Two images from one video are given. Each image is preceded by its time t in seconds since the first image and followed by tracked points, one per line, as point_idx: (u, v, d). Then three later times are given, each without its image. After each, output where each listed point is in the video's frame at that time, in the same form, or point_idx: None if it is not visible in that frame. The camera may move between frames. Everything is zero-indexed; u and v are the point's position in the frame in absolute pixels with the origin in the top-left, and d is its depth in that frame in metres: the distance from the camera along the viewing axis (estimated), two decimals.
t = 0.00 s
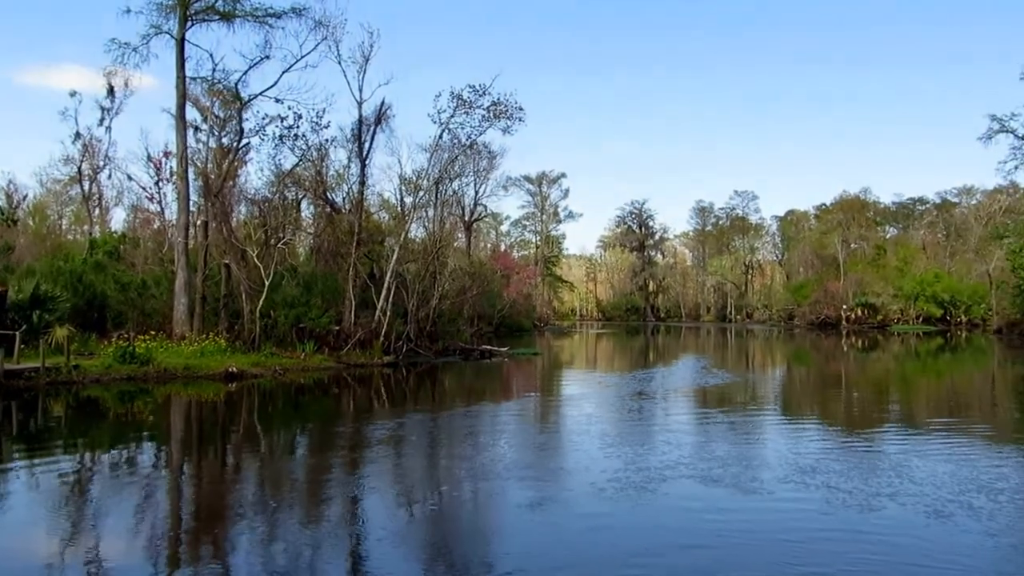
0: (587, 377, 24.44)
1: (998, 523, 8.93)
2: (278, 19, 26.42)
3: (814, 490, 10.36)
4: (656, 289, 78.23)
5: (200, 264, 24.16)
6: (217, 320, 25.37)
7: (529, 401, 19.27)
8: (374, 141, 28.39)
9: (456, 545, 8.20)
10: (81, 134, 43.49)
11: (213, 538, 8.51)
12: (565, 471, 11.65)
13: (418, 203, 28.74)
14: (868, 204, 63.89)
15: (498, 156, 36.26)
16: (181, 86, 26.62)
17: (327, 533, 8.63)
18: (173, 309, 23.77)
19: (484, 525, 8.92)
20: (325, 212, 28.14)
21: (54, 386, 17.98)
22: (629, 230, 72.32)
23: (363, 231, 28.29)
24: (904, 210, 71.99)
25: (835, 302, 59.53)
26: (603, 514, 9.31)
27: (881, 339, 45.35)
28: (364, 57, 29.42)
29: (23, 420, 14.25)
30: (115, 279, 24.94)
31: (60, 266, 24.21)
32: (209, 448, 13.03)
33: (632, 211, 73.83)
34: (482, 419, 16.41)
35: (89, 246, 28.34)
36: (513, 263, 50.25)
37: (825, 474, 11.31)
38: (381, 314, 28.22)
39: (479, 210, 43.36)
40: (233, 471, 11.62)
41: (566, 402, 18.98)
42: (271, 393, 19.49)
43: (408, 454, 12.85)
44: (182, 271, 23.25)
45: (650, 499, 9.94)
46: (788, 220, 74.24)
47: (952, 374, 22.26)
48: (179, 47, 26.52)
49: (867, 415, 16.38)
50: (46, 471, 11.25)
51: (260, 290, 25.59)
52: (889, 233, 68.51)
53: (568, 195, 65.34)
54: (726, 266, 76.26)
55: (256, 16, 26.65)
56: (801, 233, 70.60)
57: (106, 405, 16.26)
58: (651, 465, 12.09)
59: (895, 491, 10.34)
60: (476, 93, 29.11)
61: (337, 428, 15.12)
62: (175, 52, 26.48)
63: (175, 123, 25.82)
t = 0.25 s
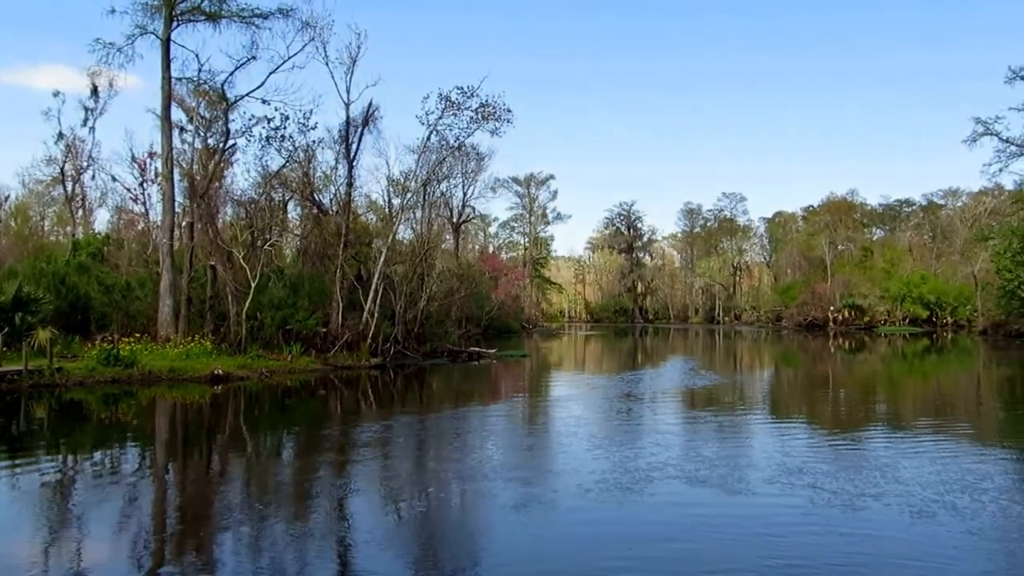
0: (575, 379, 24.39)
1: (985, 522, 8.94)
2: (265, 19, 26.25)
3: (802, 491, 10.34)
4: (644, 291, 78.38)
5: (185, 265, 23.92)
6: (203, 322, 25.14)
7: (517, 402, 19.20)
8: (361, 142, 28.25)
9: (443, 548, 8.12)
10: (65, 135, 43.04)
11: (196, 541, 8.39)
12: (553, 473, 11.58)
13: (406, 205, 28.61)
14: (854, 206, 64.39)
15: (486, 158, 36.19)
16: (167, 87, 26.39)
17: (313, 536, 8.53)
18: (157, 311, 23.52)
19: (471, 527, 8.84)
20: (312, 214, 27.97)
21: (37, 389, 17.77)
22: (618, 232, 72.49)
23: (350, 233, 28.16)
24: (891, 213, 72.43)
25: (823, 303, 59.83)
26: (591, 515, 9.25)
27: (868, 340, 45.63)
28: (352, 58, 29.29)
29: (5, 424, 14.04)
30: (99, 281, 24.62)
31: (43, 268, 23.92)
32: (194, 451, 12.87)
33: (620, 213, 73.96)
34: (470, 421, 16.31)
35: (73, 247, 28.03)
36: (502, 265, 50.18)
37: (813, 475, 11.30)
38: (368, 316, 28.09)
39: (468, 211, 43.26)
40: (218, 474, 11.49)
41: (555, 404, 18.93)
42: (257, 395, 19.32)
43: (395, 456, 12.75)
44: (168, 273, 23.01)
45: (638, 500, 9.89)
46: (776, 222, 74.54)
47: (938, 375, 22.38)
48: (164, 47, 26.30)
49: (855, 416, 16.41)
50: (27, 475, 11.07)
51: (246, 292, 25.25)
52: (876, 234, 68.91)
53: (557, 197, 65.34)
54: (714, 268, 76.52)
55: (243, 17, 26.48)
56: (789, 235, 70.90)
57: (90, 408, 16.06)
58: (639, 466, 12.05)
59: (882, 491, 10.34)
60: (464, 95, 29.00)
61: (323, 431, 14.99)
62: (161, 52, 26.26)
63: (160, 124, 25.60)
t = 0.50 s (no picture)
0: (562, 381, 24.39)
1: (968, 521, 9.01)
2: (251, 21, 26.10)
3: (788, 491, 10.37)
4: (632, 293, 78.56)
5: (170, 267, 23.68)
6: (188, 324, 24.92)
7: (504, 404, 19.16)
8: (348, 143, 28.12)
9: (430, 549, 8.10)
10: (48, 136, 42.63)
11: (181, 543, 8.33)
12: (540, 474, 11.57)
13: (392, 206, 28.51)
14: (840, 208, 64.90)
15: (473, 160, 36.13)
16: (152, 88, 26.18)
17: (299, 538, 8.48)
18: (142, 313, 23.29)
19: (459, 528, 8.81)
20: (298, 215, 27.83)
21: (20, 393, 17.64)
22: (605, 234, 72.72)
23: (336, 234, 28.05)
24: (878, 214, 72.66)
25: (810, 305, 60.19)
26: (578, 516, 9.25)
27: (855, 341, 45.86)
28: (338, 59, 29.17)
29: None
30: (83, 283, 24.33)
31: (25, 269, 23.65)
32: (179, 454, 12.76)
33: (608, 214, 74.10)
34: (457, 423, 16.26)
35: (57, 248, 27.76)
36: (489, 267, 50.16)
37: (799, 475, 11.35)
38: (355, 318, 27.99)
39: (455, 213, 43.17)
40: (203, 477, 11.39)
41: (542, 406, 18.91)
42: (243, 398, 19.18)
43: (382, 458, 12.70)
44: (152, 275, 22.81)
45: (625, 501, 9.89)
46: (763, 224, 74.90)
47: (923, 377, 22.54)
48: (149, 48, 26.10)
49: (841, 418, 16.48)
50: (9, 479, 10.93)
51: (232, 294, 25.06)
52: (863, 236, 69.31)
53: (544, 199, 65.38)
54: (701, 269, 76.83)
55: (229, 18, 26.33)
56: (775, 237, 71.27)
57: (74, 411, 15.89)
58: (626, 468, 12.06)
59: (867, 492, 10.39)
60: (451, 96, 28.94)
61: (310, 433, 14.90)
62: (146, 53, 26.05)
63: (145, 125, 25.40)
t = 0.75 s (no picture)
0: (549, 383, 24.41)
1: (950, 521, 9.11)
2: (236, 22, 25.97)
3: (773, 492, 10.44)
4: (619, 294, 78.75)
5: (154, 268, 23.45)
6: (172, 327, 24.71)
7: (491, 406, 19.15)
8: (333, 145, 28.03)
9: (417, 550, 8.10)
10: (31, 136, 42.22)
11: (167, 546, 8.28)
12: (527, 476, 11.58)
13: (379, 208, 28.44)
14: (825, 210, 65.45)
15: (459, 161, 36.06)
16: (136, 88, 25.99)
17: (285, 540, 8.46)
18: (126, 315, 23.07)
19: (445, 529, 8.81)
20: (283, 217, 27.71)
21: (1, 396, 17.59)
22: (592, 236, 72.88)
23: (322, 236, 27.98)
24: (863, 216, 73.20)
25: (796, 306, 60.74)
26: (565, 517, 9.27)
27: (841, 342, 46.17)
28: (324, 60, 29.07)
29: None
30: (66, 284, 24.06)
31: (8, 271, 23.40)
32: (163, 457, 12.65)
33: (595, 216, 74.24)
34: (443, 425, 16.24)
35: (39, 250, 27.48)
36: (476, 268, 50.16)
37: (783, 476, 11.42)
38: (341, 320, 27.93)
39: (442, 215, 43.11)
40: (189, 479, 11.31)
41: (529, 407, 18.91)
42: (228, 400, 19.05)
43: (369, 460, 12.67)
44: (136, 276, 22.61)
45: (612, 502, 9.92)
46: (749, 226, 75.27)
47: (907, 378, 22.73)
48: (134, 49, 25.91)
49: (828, 419, 16.59)
50: None
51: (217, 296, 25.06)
52: (848, 238, 69.75)
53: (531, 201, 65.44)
54: (688, 271, 77.15)
55: (214, 19, 26.20)
56: (762, 239, 71.65)
57: (57, 413, 15.74)
58: (612, 469, 12.09)
59: (851, 492, 10.48)
60: (437, 98, 28.90)
61: (295, 435, 14.82)
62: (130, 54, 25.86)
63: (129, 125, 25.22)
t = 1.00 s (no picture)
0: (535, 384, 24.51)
1: (929, 520, 9.27)
2: (221, 23, 25.88)
3: (756, 492, 10.57)
4: (605, 296, 78.97)
5: (138, 270, 23.27)
6: (157, 329, 24.55)
7: (477, 408, 19.21)
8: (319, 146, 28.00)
9: (402, 551, 8.16)
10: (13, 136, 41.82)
11: (152, 548, 8.30)
12: (512, 477, 11.66)
13: (365, 209, 28.42)
14: (813, 211, 65.34)
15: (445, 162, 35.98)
16: (120, 89, 25.85)
17: (271, 542, 8.49)
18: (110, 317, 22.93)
19: (430, 531, 8.88)
20: (269, 218, 27.65)
21: None
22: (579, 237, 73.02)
23: (307, 238, 27.95)
24: (848, 217, 73.71)
25: (782, 307, 61.20)
26: (549, 518, 9.35)
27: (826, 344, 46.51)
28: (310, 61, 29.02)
29: None
30: (50, 286, 23.71)
31: None
32: (148, 460, 12.61)
33: (581, 218, 74.38)
34: (429, 427, 16.29)
35: (21, 251, 27.26)
36: (462, 270, 50.17)
37: (766, 477, 11.56)
38: (327, 322, 27.93)
39: (429, 216, 43.08)
40: (174, 482, 11.29)
41: (515, 409, 18.99)
42: (212, 403, 18.99)
43: (354, 462, 12.70)
44: (120, 278, 22.45)
45: (596, 503, 10.02)
46: (736, 228, 75.64)
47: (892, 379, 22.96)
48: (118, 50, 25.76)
49: (813, 420, 16.75)
50: None
51: (201, 298, 24.93)
52: (834, 239, 70.17)
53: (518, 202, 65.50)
54: (674, 272, 77.49)
55: (199, 20, 26.09)
56: (748, 241, 72.03)
57: (40, 416, 15.64)
58: (597, 470, 12.20)
59: (832, 493, 10.63)
60: (423, 99, 28.89)
61: (280, 437, 14.82)
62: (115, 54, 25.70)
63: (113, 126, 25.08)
